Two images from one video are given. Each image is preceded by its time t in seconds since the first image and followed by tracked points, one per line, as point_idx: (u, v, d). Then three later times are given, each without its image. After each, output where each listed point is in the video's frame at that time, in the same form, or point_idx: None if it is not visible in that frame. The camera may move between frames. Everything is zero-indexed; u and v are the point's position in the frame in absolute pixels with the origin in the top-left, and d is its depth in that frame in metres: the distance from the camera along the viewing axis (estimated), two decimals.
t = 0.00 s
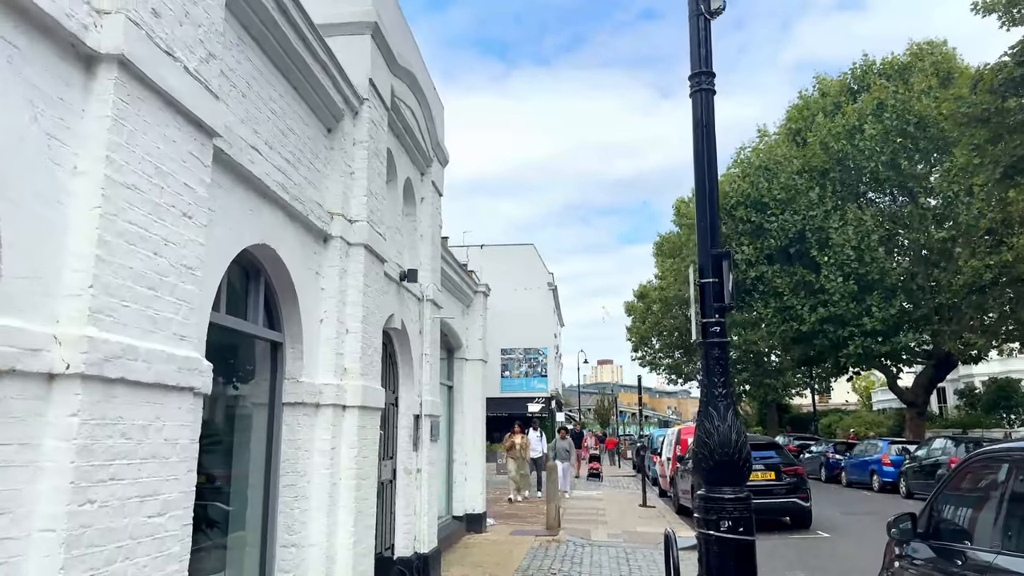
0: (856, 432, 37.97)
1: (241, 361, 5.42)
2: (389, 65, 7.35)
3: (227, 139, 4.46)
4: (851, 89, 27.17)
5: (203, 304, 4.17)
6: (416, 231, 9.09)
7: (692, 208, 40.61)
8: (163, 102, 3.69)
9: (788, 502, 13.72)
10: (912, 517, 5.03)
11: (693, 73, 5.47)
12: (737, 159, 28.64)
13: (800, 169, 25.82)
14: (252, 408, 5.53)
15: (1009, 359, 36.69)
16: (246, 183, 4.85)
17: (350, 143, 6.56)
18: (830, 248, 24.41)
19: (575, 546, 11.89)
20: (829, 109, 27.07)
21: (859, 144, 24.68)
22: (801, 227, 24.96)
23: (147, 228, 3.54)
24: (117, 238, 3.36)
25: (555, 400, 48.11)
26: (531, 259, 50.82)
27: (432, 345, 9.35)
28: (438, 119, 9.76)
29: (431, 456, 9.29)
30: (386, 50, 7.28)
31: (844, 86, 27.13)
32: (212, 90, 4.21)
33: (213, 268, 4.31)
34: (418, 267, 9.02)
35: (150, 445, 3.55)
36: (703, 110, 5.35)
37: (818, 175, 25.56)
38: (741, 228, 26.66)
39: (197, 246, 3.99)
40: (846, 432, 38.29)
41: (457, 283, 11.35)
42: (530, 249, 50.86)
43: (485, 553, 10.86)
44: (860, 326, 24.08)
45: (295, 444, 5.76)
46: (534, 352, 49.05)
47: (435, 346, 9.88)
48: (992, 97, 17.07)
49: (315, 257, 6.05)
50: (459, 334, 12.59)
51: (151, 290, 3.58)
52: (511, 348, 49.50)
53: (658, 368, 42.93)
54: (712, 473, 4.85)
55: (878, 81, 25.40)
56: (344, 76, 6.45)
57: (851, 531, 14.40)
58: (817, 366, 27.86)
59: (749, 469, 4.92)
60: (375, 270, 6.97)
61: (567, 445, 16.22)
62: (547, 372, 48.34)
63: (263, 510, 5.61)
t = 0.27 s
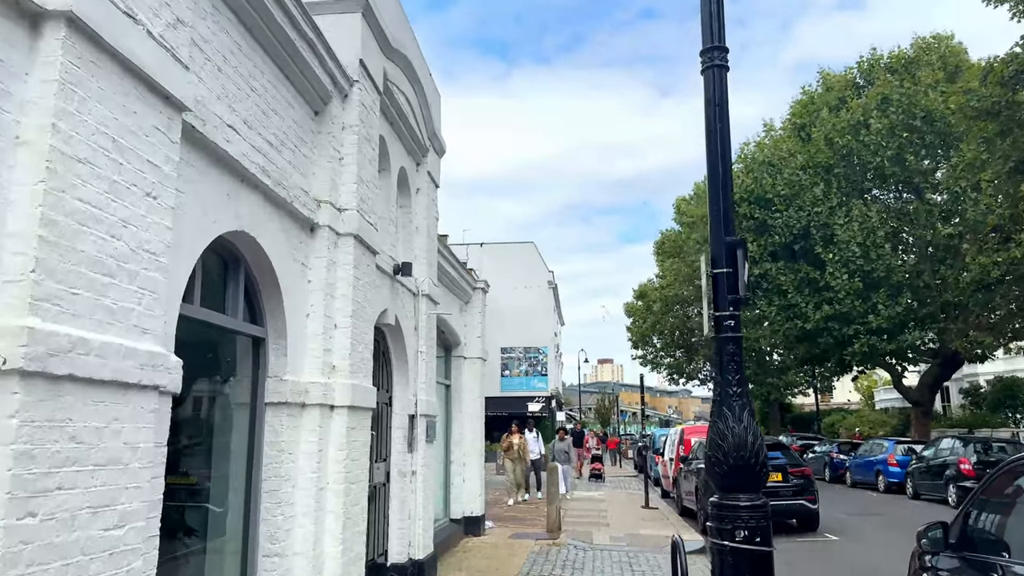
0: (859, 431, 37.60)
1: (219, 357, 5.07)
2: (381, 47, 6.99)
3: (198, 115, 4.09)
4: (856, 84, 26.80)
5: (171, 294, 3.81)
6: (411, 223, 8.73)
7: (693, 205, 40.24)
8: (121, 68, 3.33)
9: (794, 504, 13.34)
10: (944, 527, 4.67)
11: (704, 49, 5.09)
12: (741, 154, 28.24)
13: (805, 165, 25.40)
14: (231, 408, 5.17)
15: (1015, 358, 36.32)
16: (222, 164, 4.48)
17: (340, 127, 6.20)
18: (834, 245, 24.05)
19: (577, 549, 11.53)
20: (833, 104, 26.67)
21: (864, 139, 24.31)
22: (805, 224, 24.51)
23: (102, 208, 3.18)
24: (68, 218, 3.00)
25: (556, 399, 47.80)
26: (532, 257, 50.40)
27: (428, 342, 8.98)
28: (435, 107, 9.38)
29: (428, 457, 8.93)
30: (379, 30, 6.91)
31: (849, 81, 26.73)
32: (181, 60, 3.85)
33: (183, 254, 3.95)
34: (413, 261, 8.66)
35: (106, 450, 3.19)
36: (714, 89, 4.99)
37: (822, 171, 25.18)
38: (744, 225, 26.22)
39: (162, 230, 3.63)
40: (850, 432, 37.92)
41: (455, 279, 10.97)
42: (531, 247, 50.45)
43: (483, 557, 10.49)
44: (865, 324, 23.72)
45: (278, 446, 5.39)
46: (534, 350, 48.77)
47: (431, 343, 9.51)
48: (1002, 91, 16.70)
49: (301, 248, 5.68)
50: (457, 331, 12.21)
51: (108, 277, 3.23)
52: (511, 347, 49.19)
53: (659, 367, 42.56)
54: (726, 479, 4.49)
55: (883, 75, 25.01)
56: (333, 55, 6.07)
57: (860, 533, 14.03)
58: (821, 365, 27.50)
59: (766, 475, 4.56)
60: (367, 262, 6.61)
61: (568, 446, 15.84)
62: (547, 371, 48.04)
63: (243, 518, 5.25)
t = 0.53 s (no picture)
0: (862, 430, 37.25)
1: (192, 351, 4.72)
2: (372, 26, 6.66)
3: (165, 86, 3.75)
4: (860, 78, 26.48)
5: (130, 279, 3.46)
6: (405, 214, 8.40)
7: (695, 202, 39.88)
8: (68, 25, 2.99)
9: (801, 505, 12.99)
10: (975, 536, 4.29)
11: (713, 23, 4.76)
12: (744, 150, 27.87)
13: (809, 160, 25.01)
14: (205, 405, 4.83)
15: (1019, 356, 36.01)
16: (193, 141, 4.14)
17: (327, 109, 5.87)
18: (839, 241, 23.70)
19: (577, 551, 11.20)
20: (837, 99, 26.29)
21: (868, 134, 23.96)
22: (809, 220, 24.06)
23: (42, 179, 2.84)
24: None
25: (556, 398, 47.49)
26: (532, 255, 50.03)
27: (423, 338, 8.63)
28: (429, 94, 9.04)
29: (423, 458, 8.58)
30: (369, 9, 6.58)
31: (853, 75, 26.36)
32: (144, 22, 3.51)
33: (145, 235, 3.61)
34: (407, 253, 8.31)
35: (49, 451, 2.85)
36: (724, 64, 4.66)
37: (826, 166, 24.83)
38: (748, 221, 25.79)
39: (121, 208, 3.30)
40: (852, 431, 37.61)
41: (451, 274, 10.62)
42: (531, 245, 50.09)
43: (480, 560, 10.14)
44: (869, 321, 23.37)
45: (258, 446, 5.05)
46: (533, 349, 48.45)
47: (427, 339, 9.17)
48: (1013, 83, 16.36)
49: (283, 235, 5.34)
50: (454, 328, 11.86)
51: (50, 257, 2.89)
52: (511, 345, 48.92)
53: (659, 365, 42.24)
54: (739, 482, 4.16)
55: (888, 69, 24.65)
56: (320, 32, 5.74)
57: (867, 535, 13.68)
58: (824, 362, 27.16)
59: (782, 478, 4.22)
60: (357, 252, 6.27)
61: (568, 445, 15.48)
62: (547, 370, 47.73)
63: (220, 523, 4.91)
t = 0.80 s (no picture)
0: (865, 429, 36.88)
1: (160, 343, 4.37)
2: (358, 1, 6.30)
3: (119, 47, 3.41)
4: (864, 72, 26.08)
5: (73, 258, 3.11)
6: (396, 202, 8.04)
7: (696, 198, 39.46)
8: None
9: (806, 506, 12.61)
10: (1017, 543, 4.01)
11: None
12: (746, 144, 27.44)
13: (812, 155, 24.60)
14: (174, 401, 4.47)
15: None
16: (155, 112, 3.80)
17: (308, 85, 5.51)
18: (842, 237, 23.32)
19: (576, 554, 10.84)
20: (840, 93, 25.91)
21: (872, 129, 23.57)
22: (812, 215, 23.71)
23: None
24: None
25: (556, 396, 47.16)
26: (532, 253, 49.65)
27: (416, 333, 8.27)
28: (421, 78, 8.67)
29: (416, 457, 8.22)
30: None
31: (857, 69, 25.94)
32: None
33: (92, 211, 3.26)
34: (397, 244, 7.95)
35: None
36: (733, 30, 4.32)
37: (829, 161, 24.44)
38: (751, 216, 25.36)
39: (61, 177, 2.94)
40: (855, 430, 37.25)
41: (446, 267, 10.24)
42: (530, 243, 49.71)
43: (476, 562, 9.78)
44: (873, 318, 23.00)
45: (231, 446, 4.68)
46: (533, 347, 48.12)
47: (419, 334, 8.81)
48: None
49: (259, 219, 5.00)
50: (449, 324, 11.49)
51: None
52: (511, 344, 48.61)
53: (660, 364, 41.89)
54: (752, 485, 3.80)
55: (893, 62, 24.24)
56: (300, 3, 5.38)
57: (874, 536, 13.33)
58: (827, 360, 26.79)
59: (798, 480, 3.88)
60: (342, 239, 5.91)
61: (568, 444, 15.08)
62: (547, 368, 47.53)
63: (191, 528, 4.55)
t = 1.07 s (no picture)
0: (868, 429, 36.53)
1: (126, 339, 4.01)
2: None
3: (67, 9, 3.05)
4: (869, 67, 25.70)
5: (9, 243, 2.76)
6: (388, 193, 7.68)
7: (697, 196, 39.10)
8: None
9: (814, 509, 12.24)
10: None
11: None
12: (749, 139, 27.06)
13: (816, 151, 24.23)
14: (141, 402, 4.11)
15: None
16: (112, 83, 3.45)
17: (290, 64, 5.15)
18: (847, 234, 22.94)
19: (576, 559, 10.48)
20: (844, 89, 25.55)
21: (877, 124, 23.18)
22: (816, 212, 23.35)
23: None
24: None
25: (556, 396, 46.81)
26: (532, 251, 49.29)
27: (410, 330, 7.91)
28: (415, 65, 8.30)
29: (410, 460, 7.86)
30: None
31: (862, 64, 25.57)
32: None
33: (34, 191, 2.91)
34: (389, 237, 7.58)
35: None
36: None
37: (834, 157, 24.06)
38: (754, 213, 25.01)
39: None
40: (858, 429, 36.90)
41: (441, 262, 9.86)
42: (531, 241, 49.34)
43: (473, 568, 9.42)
44: (879, 316, 22.63)
45: (203, 451, 4.31)
46: (533, 346, 47.80)
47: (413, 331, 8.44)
48: None
49: (236, 206, 4.64)
50: (446, 322, 11.12)
51: None
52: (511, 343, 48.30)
53: (660, 363, 41.55)
54: (772, 495, 3.44)
55: (899, 56, 23.86)
56: None
57: (882, 539, 12.97)
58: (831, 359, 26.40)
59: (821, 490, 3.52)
60: (328, 229, 5.55)
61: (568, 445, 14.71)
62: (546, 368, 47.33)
63: (159, 541, 4.19)
